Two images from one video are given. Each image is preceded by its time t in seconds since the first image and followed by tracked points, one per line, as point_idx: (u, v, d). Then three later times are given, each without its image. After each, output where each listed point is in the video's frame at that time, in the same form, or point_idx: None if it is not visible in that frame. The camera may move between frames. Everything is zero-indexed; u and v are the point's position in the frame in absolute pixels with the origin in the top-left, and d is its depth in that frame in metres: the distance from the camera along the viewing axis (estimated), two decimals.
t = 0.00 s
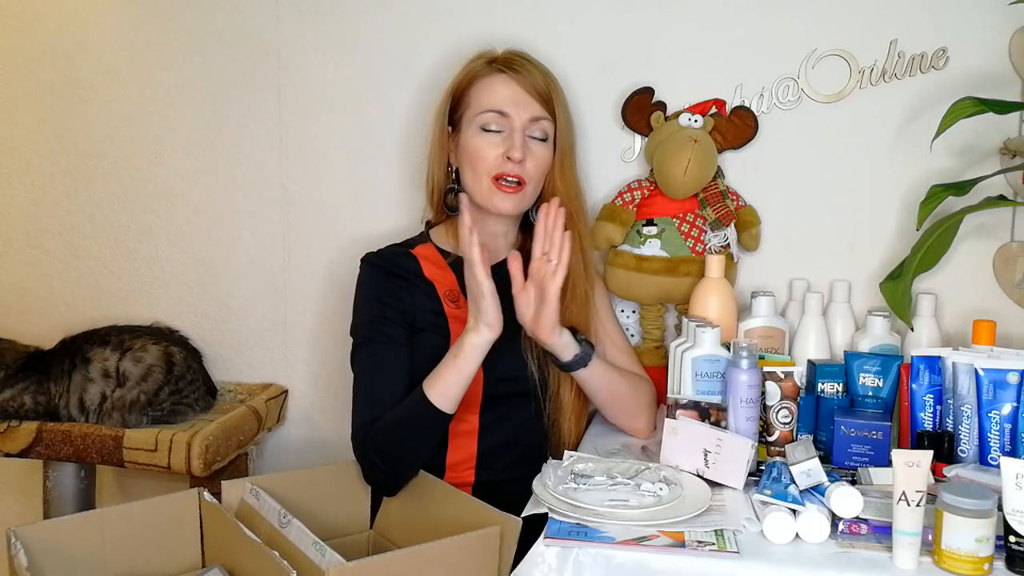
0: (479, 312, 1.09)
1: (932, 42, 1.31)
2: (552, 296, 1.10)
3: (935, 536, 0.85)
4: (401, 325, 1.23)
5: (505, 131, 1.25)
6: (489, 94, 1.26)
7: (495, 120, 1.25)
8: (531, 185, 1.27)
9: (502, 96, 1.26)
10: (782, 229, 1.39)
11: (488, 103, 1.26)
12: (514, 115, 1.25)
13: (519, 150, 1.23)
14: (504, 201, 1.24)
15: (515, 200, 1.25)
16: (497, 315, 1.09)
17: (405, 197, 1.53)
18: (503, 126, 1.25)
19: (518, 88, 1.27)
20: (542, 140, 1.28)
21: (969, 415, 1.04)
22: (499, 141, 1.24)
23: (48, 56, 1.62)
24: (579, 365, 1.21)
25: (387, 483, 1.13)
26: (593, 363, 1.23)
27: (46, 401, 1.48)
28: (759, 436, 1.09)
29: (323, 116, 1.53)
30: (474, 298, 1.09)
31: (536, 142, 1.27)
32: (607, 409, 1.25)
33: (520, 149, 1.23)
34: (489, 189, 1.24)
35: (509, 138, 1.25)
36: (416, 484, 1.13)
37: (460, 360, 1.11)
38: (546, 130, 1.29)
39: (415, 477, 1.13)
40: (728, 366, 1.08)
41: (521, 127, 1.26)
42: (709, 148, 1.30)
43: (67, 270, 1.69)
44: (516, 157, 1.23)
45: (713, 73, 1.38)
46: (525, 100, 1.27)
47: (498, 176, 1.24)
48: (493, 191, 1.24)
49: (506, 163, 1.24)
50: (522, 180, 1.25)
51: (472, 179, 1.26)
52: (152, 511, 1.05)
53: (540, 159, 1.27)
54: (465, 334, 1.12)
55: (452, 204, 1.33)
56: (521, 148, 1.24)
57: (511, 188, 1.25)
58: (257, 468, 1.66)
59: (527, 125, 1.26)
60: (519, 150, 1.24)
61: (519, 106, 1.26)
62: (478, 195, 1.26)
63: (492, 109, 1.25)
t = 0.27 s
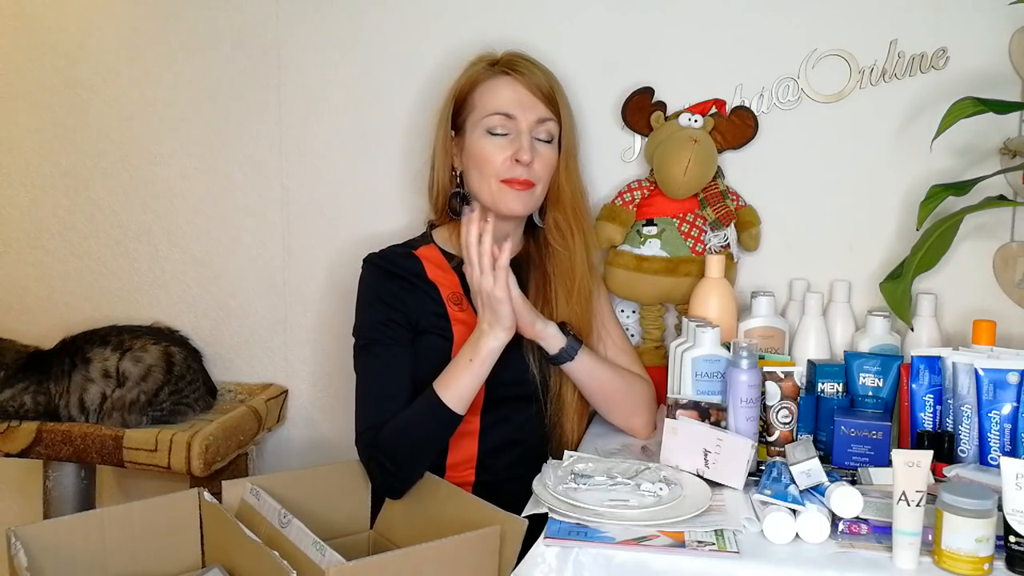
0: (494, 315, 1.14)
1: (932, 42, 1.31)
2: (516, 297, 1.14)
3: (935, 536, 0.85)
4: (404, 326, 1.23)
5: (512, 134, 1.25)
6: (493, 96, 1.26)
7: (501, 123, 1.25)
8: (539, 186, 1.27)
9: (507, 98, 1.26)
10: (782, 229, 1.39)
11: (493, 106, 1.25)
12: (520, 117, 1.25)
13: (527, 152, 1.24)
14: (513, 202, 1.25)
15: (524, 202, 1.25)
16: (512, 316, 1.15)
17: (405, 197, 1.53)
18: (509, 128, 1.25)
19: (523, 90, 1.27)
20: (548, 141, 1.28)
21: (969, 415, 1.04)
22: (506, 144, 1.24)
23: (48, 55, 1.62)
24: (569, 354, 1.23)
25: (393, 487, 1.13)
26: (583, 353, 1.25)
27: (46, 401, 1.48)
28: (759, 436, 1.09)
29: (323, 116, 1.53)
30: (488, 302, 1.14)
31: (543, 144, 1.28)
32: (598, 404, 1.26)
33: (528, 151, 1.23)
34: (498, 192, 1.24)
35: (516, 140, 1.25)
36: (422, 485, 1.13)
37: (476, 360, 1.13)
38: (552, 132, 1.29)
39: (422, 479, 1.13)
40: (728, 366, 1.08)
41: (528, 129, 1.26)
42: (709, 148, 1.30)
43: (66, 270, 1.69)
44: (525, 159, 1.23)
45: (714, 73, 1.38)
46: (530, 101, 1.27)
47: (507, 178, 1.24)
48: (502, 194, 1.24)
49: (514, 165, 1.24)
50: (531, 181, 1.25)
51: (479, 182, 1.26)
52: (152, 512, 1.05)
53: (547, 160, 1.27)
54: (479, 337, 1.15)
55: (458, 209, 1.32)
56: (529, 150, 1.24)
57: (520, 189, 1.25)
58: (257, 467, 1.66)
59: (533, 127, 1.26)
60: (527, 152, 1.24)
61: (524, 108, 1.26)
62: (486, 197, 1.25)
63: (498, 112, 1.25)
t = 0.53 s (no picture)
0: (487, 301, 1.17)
1: (932, 42, 1.31)
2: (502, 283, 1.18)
3: (935, 536, 0.85)
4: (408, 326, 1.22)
5: (509, 134, 1.25)
6: (488, 99, 1.26)
7: (498, 125, 1.25)
8: (542, 183, 1.27)
9: (502, 99, 1.26)
10: (782, 229, 1.39)
11: (489, 108, 1.26)
12: (516, 116, 1.26)
13: (526, 151, 1.24)
14: (517, 203, 1.25)
15: (528, 200, 1.26)
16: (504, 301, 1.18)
17: (405, 197, 1.53)
18: (506, 129, 1.25)
19: (518, 89, 1.27)
20: (546, 138, 1.28)
21: (969, 415, 1.04)
22: (504, 145, 1.24)
23: (48, 56, 1.62)
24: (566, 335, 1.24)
25: (404, 486, 1.12)
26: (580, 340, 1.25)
27: (46, 401, 1.48)
28: (759, 436, 1.09)
29: (323, 116, 1.53)
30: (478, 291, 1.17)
31: (542, 141, 1.28)
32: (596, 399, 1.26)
33: (527, 150, 1.24)
34: (500, 194, 1.25)
35: (513, 140, 1.25)
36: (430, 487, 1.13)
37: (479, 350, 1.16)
38: (550, 128, 1.29)
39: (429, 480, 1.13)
40: (728, 366, 1.08)
41: (525, 127, 1.26)
42: (709, 148, 1.30)
43: (66, 270, 1.69)
44: (524, 158, 1.23)
45: (713, 73, 1.38)
46: (526, 100, 1.27)
47: (509, 178, 1.24)
48: (505, 195, 1.25)
49: (515, 165, 1.24)
50: (533, 178, 1.25)
51: (481, 186, 1.26)
52: (153, 511, 1.05)
53: (547, 157, 1.27)
54: (480, 328, 1.18)
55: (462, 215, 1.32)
56: (527, 148, 1.24)
57: (522, 188, 1.25)
58: (257, 468, 1.66)
59: (530, 125, 1.26)
60: (526, 150, 1.24)
61: (520, 106, 1.26)
62: (489, 200, 1.26)
63: (494, 113, 1.25)
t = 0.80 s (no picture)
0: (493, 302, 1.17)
1: (932, 42, 1.31)
2: (508, 283, 1.17)
3: (935, 536, 0.85)
4: (410, 326, 1.23)
5: (501, 136, 1.26)
6: (481, 101, 1.27)
7: (489, 126, 1.26)
8: (534, 185, 1.27)
9: (494, 101, 1.26)
10: (782, 229, 1.39)
11: (482, 109, 1.26)
12: (508, 118, 1.26)
13: (515, 153, 1.24)
14: (506, 204, 1.25)
15: (517, 202, 1.26)
16: (509, 301, 1.18)
17: (405, 197, 1.53)
18: (498, 131, 1.26)
19: (510, 90, 1.27)
20: (540, 139, 1.28)
21: (969, 415, 1.04)
22: (495, 146, 1.25)
23: (48, 55, 1.62)
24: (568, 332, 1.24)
25: (407, 484, 1.11)
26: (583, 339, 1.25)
27: (46, 401, 1.48)
28: (759, 436, 1.09)
29: (323, 116, 1.53)
30: (484, 292, 1.17)
31: (534, 142, 1.27)
32: (598, 399, 1.26)
33: (516, 152, 1.24)
34: (489, 195, 1.25)
35: (504, 142, 1.25)
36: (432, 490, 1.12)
37: (485, 350, 1.16)
38: (545, 129, 1.28)
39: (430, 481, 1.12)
40: (728, 366, 1.08)
41: (515, 130, 1.26)
42: (708, 148, 1.30)
43: (67, 271, 1.69)
44: (512, 161, 1.23)
45: (714, 73, 1.38)
46: (518, 101, 1.26)
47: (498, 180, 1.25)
48: (493, 196, 1.25)
49: (504, 167, 1.24)
50: (523, 181, 1.25)
51: (473, 187, 1.27)
52: (153, 511, 1.05)
53: (539, 159, 1.27)
54: (485, 327, 1.18)
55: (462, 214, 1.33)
56: (517, 150, 1.24)
57: (512, 189, 1.25)
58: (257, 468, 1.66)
59: (522, 127, 1.26)
60: (515, 153, 1.24)
61: (512, 108, 1.26)
62: (480, 200, 1.27)
63: (486, 115, 1.26)
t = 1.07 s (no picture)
0: (494, 302, 1.17)
1: (932, 43, 1.31)
2: (509, 284, 1.18)
3: (935, 536, 0.85)
4: (409, 326, 1.23)
5: (503, 137, 1.26)
6: (485, 102, 1.27)
7: (492, 127, 1.26)
8: (534, 188, 1.27)
9: (498, 102, 1.26)
10: (782, 229, 1.39)
11: (485, 109, 1.26)
12: (510, 119, 1.26)
13: (517, 155, 1.24)
14: (506, 206, 1.25)
15: (518, 204, 1.26)
16: (510, 301, 1.18)
17: (405, 197, 1.53)
18: (500, 132, 1.26)
19: (514, 91, 1.27)
20: (541, 142, 1.28)
21: (969, 415, 1.04)
22: (497, 147, 1.25)
23: (48, 55, 1.62)
24: (569, 332, 1.24)
25: (406, 483, 1.12)
26: (585, 339, 1.25)
27: (46, 401, 1.48)
28: (759, 436, 1.09)
29: (323, 116, 1.53)
30: (485, 293, 1.17)
31: (536, 145, 1.28)
32: (598, 398, 1.26)
33: (518, 154, 1.24)
34: (491, 195, 1.25)
35: (506, 143, 1.25)
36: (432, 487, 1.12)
37: (485, 350, 1.16)
38: (546, 131, 1.29)
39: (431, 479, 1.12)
40: (728, 366, 1.08)
41: (518, 132, 1.26)
42: (709, 148, 1.30)
43: (67, 270, 1.69)
44: (514, 163, 1.23)
45: (714, 73, 1.38)
46: (521, 103, 1.26)
47: (499, 182, 1.25)
48: (494, 197, 1.25)
49: (505, 169, 1.24)
50: (523, 183, 1.26)
51: (475, 186, 1.27)
52: (153, 512, 1.05)
53: (541, 161, 1.27)
54: (485, 328, 1.18)
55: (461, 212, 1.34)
56: (519, 153, 1.25)
57: (512, 192, 1.25)
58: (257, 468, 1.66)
59: (524, 129, 1.27)
60: (517, 155, 1.24)
61: (515, 110, 1.26)
62: (482, 200, 1.27)
63: (489, 115, 1.26)
